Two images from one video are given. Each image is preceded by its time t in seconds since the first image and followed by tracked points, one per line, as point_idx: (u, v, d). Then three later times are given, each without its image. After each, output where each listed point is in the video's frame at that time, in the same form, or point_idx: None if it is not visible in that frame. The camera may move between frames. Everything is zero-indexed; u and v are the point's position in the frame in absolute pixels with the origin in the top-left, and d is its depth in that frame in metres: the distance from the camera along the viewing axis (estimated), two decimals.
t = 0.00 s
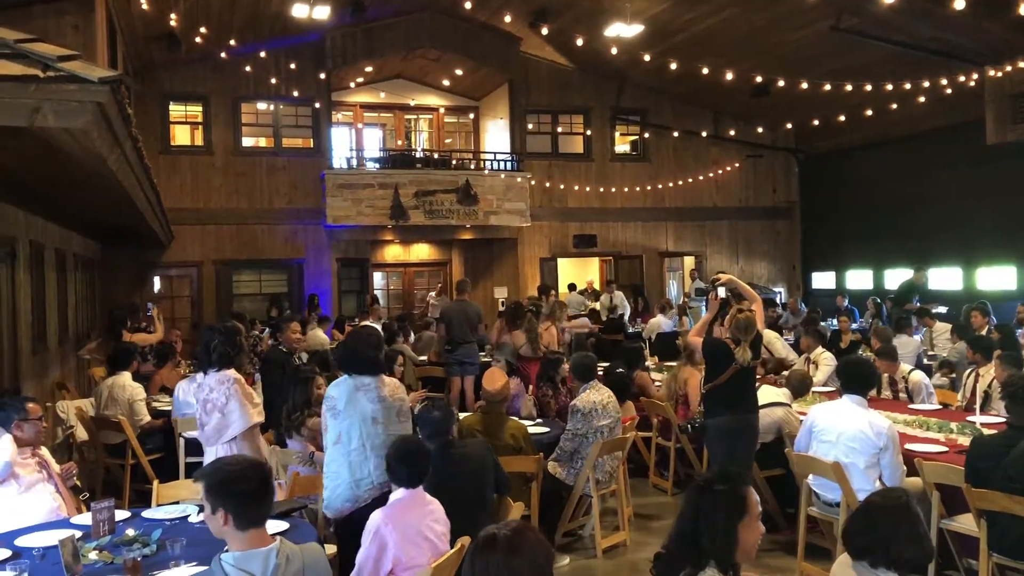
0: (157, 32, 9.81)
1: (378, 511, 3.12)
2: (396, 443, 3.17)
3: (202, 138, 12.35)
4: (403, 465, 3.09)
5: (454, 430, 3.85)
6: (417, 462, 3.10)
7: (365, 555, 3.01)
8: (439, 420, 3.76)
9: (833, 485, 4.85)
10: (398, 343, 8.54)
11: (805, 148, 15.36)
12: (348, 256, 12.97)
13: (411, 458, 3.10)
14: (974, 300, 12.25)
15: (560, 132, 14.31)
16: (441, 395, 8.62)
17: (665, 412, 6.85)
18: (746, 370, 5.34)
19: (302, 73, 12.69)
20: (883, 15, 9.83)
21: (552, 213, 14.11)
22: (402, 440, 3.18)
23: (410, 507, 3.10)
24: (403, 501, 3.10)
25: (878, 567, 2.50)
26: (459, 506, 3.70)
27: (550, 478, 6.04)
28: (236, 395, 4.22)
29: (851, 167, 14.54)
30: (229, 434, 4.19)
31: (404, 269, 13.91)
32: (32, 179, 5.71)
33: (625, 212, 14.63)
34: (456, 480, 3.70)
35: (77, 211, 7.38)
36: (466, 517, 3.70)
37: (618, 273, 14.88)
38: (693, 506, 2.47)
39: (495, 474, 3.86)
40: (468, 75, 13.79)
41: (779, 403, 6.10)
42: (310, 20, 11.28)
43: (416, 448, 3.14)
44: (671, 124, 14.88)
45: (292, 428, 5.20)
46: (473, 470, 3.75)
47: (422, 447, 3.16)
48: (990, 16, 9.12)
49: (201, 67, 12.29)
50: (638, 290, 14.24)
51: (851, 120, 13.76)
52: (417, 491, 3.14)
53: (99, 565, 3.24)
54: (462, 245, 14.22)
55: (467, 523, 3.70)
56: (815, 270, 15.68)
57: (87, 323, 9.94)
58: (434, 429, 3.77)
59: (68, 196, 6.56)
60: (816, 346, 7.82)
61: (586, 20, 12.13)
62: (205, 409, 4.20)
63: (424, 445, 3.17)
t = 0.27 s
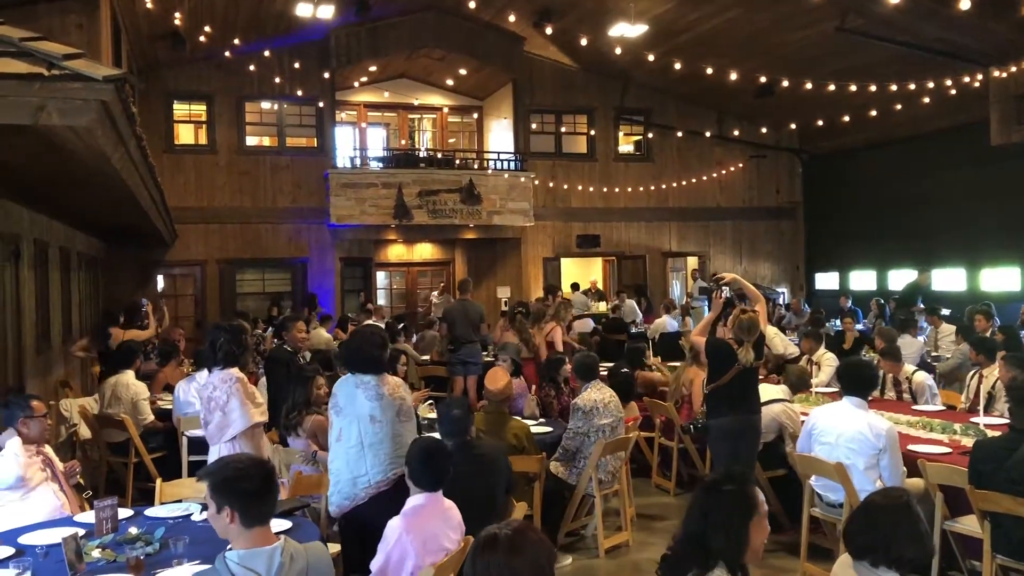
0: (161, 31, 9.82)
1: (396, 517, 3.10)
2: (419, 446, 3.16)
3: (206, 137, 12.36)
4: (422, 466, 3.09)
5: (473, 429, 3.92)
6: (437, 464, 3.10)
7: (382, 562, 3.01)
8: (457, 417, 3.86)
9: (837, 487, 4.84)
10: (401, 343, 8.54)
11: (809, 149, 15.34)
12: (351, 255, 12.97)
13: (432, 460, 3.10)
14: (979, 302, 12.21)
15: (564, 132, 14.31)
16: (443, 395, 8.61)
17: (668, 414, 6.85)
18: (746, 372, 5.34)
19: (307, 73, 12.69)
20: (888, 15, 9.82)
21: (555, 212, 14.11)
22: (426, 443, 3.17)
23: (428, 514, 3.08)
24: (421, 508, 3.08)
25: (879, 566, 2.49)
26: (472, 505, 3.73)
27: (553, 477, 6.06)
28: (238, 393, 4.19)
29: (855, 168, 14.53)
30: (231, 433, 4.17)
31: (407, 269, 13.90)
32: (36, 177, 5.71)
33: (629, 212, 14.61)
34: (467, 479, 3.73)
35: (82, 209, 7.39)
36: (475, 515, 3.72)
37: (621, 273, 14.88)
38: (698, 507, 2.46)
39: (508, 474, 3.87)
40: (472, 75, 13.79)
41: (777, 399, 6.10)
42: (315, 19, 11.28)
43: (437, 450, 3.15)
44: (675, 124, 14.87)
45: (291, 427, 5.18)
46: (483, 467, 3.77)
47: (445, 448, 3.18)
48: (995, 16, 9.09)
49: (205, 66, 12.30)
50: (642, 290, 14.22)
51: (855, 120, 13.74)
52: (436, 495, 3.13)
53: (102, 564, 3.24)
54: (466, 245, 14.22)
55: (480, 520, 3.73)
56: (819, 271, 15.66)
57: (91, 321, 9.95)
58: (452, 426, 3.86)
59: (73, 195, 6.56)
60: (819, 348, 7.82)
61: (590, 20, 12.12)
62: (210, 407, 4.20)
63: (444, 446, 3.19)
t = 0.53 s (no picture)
0: (166, 30, 9.84)
1: (396, 521, 3.07)
2: (411, 448, 3.15)
3: (209, 137, 12.38)
4: (415, 461, 3.12)
5: (486, 427, 3.84)
6: (428, 456, 3.14)
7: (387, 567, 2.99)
8: (470, 415, 3.76)
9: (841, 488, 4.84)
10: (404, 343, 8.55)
11: (813, 150, 15.33)
12: (355, 255, 12.98)
13: (423, 453, 3.14)
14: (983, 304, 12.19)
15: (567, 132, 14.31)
16: (446, 394, 8.61)
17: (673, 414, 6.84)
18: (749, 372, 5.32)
19: (310, 73, 12.71)
20: (892, 17, 9.82)
21: (558, 213, 14.11)
22: (413, 445, 3.17)
23: (429, 514, 3.08)
24: (421, 509, 3.07)
25: (881, 567, 2.48)
26: (478, 506, 3.69)
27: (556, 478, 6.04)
28: (243, 392, 4.21)
29: (858, 170, 14.53)
30: (236, 432, 4.19)
31: (410, 269, 13.91)
32: (41, 175, 5.72)
33: (632, 213, 14.61)
34: (473, 480, 3.69)
35: (86, 207, 7.40)
36: (483, 516, 3.68)
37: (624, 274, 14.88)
38: (705, 510, 2.47)
39: (514, 476, 3.84)
40: (475, 75, 13.81)
41: (777, 395, 6.06)
42: (319, 19, 11.29)
43: (427, 451, 3.15)
44: (679, 125, 14.87)
45: (294, 426, 5.18)
46: (493, 468, 3.74)
47: (436, 448, 3.19)
48: (1000, 18, 9.09)
49: (209, 66, 12.32)
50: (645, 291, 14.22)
51: (859, 122, 13.73)
52: (432, 494, 3.12)
53: (105, 562, 3.24)
54: (468, 245, 14.23)
55: (484, 521, 3.70)
56: (822, 273, 15.65)
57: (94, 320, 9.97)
58: (464, 424, 3.77)
59: (78, 194, 6.57)
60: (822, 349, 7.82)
61: (594, 20, 12.13)
62: (215, 406, 4.21)
63: (435, 444, 3.22)
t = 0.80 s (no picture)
0: (171, 31, 9.86)
1: (387, 522, 3.06)
2: (395, 449, 3.11)
3: (214, 137, 12.40)
4: (398, 461, 3.09)
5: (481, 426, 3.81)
6: (410, 454, 3.11)
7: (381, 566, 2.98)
8: (466, 414, 3.71)
9: (843, 492, 4.85)
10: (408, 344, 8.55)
11: (817, 151, 15.31)
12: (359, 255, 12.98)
13: (405, 451, 3.10)
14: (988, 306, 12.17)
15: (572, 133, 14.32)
16: (449, 395, 8.62)
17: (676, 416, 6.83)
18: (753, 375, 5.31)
19: (315, 73, 12.72)
20: (897, 18, 9.81)
21: (562, 214, 14.11)
22: (399, 445, 3.13)
23: (416, 512, 3.07)
24: (409, 507, 3.06)
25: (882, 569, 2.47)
26: (477, 505, 3.69)
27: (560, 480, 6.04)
28: (247, 393, 4.21)
29: (862, 172, 14.52)
30: (241, 433, 4.20)
31: (414, 269, 13.93)
32: (47, 176, 5.73)
33: (636, 214, 14.61)
34: (469, 479, 3.69)
35: (91, 208, 7.41)
36: (481, 514, 3.69)
37: (628, 275, 14.88)
38: (711, 512, 2.46)
39: (514, 475, 3.82)
40: (480, 76, 13.82)
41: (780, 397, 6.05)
42: (324, 20, 11.31)
43: (413, 450, 3.13)
44: (684, 127, 14.86)
45: (298, 427, 5.18)
46: (490, 467, 3.73)
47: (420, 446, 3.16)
48: (1006, 20, 9.07)
49: (214, 66, 12.34)
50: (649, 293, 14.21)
51: (864, 123, 13.71)
52: (417, 492, 3.11)
53: (109, 562, 3.25)
54: (472, 246, 14.24)
55: (482, 519, 3.70)
56: (827, 275, 15.63)
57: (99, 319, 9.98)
58: (460, 423, 3.74)
59: (83, 194, 6.58)
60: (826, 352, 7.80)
61: (598, 21, 12.13)
62: (219, 408, 4.22)
63: (418, 444, 3.17)
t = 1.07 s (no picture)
0: (176, 33, 9.88)
1: (379, 526, 3.05)
2: (385, 450, 3.13)
3: (219, 138, 12.41)
4: (387, 463, 3.10)
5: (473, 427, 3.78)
6: (398, 455, 3.13)
7: (378, 566, 2.98)
8: (456, 417, 3.69)
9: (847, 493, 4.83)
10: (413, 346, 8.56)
11: (822, 153, 15.30)
12: (363, 256, 12.99)
13: (392, 453, 3.13)
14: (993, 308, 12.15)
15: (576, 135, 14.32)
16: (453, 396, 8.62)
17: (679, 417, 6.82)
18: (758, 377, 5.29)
19: (320, 75, 12.73)
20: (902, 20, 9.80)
21: (566, 215, 14.11)
22: (389, 447, 3.15)
23: (406, 512, 3.07)
24: (401, 506, 3.07)
25: None
26: (473, 505, 3.65)
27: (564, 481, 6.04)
28: (253, 394, 4.21)
29: (867, 174, 14.51)
30: (246, 435, 4.20)
31: (418, 270, 13.94)
32: (52, 176, 5.74)
33: (640, 215, 14.60)
34: (462, 480, 3.64)
35: (96, 208, 7.42)
36: (479, 514, 3.64)
37: (632, 277, 14.88)
38: (712, 514, 2.46)
39: (509, 476, 3.80)
40: (484, 78, 13.84)
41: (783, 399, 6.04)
42: (329, 21, 11.33)
43: (402, 452, 3.15)
44: (688, 128, 14.86)
45: (303, 428, 5.19)
46: (486, 467, 3.71)
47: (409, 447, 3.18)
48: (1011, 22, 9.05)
49: (219, 68, 12.35)
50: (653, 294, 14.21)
51: (868, 125, 13.70)
52: (407, 491, 3.12)
53: (114, 562, 3.25)
54: (476, 247, 14.26)
55: (480, 519, 3.66)
56: (831, 276, 15.61)
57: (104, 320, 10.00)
58: (451, 425, 3.71)
59: (88, 194, 6.59)
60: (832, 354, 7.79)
61: (603, 23, 12.13)
62: (224, 409, 4.21)
63: (405, 445, 3.19)
